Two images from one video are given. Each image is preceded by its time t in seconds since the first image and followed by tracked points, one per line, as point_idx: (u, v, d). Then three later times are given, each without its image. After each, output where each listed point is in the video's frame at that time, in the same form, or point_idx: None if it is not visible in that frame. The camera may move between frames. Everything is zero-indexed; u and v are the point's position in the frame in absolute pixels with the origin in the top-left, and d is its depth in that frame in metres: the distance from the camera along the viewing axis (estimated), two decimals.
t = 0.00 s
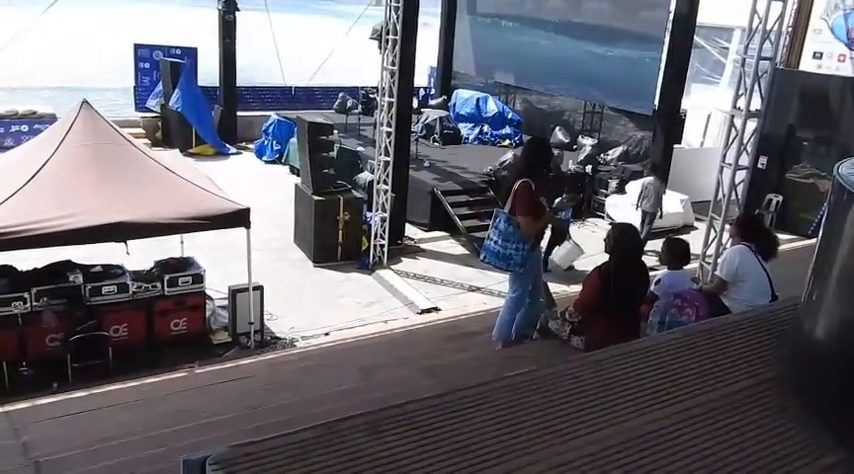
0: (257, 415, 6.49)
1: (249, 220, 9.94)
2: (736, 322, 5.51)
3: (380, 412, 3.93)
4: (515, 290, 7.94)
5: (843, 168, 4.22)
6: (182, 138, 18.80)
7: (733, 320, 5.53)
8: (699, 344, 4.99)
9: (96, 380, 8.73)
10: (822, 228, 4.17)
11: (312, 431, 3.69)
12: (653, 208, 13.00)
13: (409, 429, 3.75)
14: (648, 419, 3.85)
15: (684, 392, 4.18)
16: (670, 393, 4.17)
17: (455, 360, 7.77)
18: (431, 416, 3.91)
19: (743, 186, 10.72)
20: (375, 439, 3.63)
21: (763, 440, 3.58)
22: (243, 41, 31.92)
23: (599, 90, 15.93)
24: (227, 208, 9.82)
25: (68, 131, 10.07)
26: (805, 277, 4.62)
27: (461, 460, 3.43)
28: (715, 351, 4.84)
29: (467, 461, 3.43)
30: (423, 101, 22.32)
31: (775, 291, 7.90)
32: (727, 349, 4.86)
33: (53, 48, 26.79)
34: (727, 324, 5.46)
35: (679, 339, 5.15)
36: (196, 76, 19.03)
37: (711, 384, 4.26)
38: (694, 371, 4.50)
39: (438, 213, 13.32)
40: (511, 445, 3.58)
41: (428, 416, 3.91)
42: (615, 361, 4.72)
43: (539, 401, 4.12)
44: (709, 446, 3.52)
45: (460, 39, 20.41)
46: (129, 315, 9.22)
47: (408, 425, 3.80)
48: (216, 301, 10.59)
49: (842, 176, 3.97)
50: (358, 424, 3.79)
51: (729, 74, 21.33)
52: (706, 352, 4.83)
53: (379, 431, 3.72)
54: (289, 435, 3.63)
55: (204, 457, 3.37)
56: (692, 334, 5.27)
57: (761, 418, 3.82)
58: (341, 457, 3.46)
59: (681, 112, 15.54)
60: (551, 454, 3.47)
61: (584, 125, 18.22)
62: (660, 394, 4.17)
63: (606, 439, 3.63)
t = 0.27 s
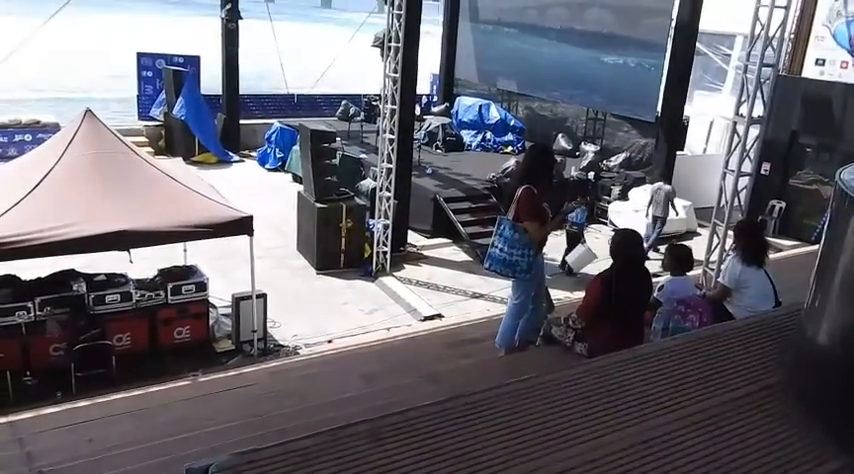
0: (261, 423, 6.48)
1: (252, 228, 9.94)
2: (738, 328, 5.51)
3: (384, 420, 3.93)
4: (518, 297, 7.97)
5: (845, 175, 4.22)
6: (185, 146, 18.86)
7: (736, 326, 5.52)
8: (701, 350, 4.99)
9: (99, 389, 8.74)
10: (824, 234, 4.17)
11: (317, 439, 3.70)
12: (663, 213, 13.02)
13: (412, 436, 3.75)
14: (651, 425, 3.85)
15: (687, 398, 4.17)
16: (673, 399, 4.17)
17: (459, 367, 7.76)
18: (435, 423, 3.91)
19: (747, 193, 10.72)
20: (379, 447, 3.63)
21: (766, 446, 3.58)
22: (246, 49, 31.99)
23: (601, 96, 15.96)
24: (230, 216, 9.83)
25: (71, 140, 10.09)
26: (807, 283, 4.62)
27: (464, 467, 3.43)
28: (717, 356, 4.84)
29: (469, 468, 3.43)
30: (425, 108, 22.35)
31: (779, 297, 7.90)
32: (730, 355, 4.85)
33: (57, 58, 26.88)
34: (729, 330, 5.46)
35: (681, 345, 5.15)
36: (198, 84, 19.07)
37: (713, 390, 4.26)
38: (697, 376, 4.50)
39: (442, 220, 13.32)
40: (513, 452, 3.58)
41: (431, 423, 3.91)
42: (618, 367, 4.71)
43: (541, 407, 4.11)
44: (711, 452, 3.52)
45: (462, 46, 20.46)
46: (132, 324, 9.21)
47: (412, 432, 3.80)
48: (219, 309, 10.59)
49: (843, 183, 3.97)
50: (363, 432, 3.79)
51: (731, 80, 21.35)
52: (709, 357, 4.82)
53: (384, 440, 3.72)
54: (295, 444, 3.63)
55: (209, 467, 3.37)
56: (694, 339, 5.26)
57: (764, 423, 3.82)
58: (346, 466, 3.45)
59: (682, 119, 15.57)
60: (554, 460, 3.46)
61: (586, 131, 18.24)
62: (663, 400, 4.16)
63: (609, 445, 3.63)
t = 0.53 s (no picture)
0: (261, 426, 6.46)
1: (252, 231, 9.93)
2: (738, 330, 5.50)
3: (383, 423, 3.93)
4: (517, 300, 7.99)
5: (843, 177, 4.21)
6: (186, 150, 18.86)
7: (735, 328, 5.53)
8: (701, 353, 4.98)
9: (99, 393, 8.73)
10: (823, 236, 4.15)
11: (317, 442, 3.70)
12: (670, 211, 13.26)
13: (411, 439, 3.75)
14: (651, 428, 3.84)
15: (687, 401, 4.17)
16: (673, 402, 4.16)
17: (458, 370, 7.75)
18: (435, 426, 3.90)
19: (746, 195, 10.72)
20: (379, 450, 3.62)
21: (766, 449, 3.57)
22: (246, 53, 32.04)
23: (601, 100, 15.98)
24: (230, 219, 9.83)
25: (71, 144, 10.10)
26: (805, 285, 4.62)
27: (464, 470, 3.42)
28: (716, 359, 4.83)
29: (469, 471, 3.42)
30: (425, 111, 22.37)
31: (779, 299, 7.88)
32: (729, 357, 4.84)
33: (58, 62, 26.93)
34: (728, 332, 5.46)
35: (681, 348, 5.14)
36: (199, 87, 19.07)
37: (714, 393, 4.26)
38: (697, 379, 4.49)
39: (442, 223, 13.33)
40: (512, 455, 3.57)
41: (431, 426, 3.90)
42: (618, 370, 4.71)
43: (542, 410, 4.11)
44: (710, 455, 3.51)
45: (462, 50, 20.48)
46: (132, 328, 9.20)
47: (412, 435, 3.79)
48: (219, 312, 10.59)
49: (842, 185, 3.96)
50: (363, 435, 3.78)
51: (731, 83, 21.37)
52: (709, 360, 4.81)
53: (383, 442, 3.71)
54: (294, 447, 3.63)
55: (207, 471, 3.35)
56: (693, 342, 5.26)
57: (763, 426, 3.81)
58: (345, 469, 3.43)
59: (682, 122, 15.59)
60: (554, 464, 3.46)
61: (586, 134, 18.25)
62: (663, 402, 4.16)
63: (610, 448, 3.62)
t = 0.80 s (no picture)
0: (262, 429, 6.45)
1: (253, 234, 9.93)
2: (741, 332, 5.50)
3: (385, 424, 3.93)
4: (516, 301, 8.02)
5: (844, 178, 4.21)
6: (186, 153, 18.87)
7: (737, 328, 5.54)
8: (703, 354, 4.98)
9: (100, 396, 8.72)
10: (824, 237, 4.15)
11: (319, 444, 3.70)
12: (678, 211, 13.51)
13: (413, 441, 3.75)
14: (654, 428, 3.84)
15: (690, 401, 4.17)
16: (675, 402, 4.16)
17: (460, 372, 7.73)
18: (437, 427, 3.91)
19: (747, 196, 10.71)
20: (381, 452, 3.62)
21: (768, 450, 3.57)
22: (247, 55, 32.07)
23: (601, 101, 15.98)
24: (230, 222, 9.83)
25: (72, 147, 10.11)
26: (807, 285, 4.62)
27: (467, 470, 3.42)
28: (718, 360, 4.83)
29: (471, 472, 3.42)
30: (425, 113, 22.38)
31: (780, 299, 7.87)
32: (732, 358, 4.84)
33: (59, 65, 26.97)
34: (730, 332, 5.47)
35: (683, 349, 5.14)
36: (199, 90, 19.07)
37: (716, 394, 4.26)
38: (700, 380, 4.49)
39: (442, 225, 13.33)
40: (515, 455, 3.57)
41: (432, 427, 3.90)
42: (621, 371, 4.71)
43: (545, 411, 4.11)
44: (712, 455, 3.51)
45: (463, 52, 20.50)
46: (134, 330, 9.21)
47: (414, 437, 3.79)
48: (220, 315, 10.58)
49: (842, 185, 3.96)
50: (365, 437, 3.78)
51: (731, 84, 21.37)
52: (711, 361, 4.81)
53: (384, 444, 3.71)
54: (296, 448, 3.63)
55: None
56: (695, 343, 5.26)
57: (766, 426, 3.81)
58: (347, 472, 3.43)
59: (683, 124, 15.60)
60: (556, 464, 3.46)
61: (586, 136, 18.25)
62: (666, 403, 4.16)
63: (612, 449, 3.62)
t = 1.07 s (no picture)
0: (262, 430, 6.44)
1: (253, 235, 9.93)
2: (740, 332, 5.51)
3: (387, 425, 3.93)
4: (516, 302, 7.99)
5: (843, 180, 4.22)
6: (185, 154, 18.91)
7: (738, 329, 5.55)
8: (705, 354, 4.99)
9: (100, 398, 8.72)
10: (824, 238, 4.15)
11: (321, 445, 3.69)
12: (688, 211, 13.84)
13: (416, 441, 3.75)
14: (657, 428, 3.85)
15: (692, 401, 4.17)
16: (677, 402, 4.17)
17: (459, 373, 7.73)
18: (440, 428, 3.91)
19: (746, 197, 10.72)
20: (384, 452, 3.61)
21: (771, 449, 3.57)
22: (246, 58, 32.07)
23: (601, 103, 15.99)
24: (231, 224, 9.84)
25: (72, 150, 10.11)
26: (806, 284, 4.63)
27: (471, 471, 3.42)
28: (719, 360, 4.84)
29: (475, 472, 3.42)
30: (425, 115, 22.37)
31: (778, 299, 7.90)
32: (733, 359, 4.85)
33: (58, 68, 26.96)
34: (730, 333, 5.48)
35: (682, 350, 5.14)
36: (199, 93, 19.07)
37: (718, 394, 4.26)
38: (702, 380, 4.50)
39: (442, 227, 13.32)
40: (518, 455, 3.57)
41: (435, 428, 3.90)
42: (623, 372, 4.71)
43: (547, 412, 4.11)
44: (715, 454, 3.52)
45: (462, 54, 20.50)
46: (134, 332, 9.19)
47: (417, 437, 3.79)
48: (220, 317, 10.59)
49: (841, 187, 3.97)
50: (367, 438, 3.77)
51: (731, 86, 21.38)
52: (712, 362, 4.82)
53: (386, 445, 3.70)
54: (298, 449, 3.62)
55: None
56: (696, 344, 5.27)
57: (768, 426, 3.81)
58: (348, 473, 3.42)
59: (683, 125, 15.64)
60: (560, 463, 3.46)
61: (586, 137, 18.24)
62: (668, 403, 4.16)
63: (616, 449, 3.62)
